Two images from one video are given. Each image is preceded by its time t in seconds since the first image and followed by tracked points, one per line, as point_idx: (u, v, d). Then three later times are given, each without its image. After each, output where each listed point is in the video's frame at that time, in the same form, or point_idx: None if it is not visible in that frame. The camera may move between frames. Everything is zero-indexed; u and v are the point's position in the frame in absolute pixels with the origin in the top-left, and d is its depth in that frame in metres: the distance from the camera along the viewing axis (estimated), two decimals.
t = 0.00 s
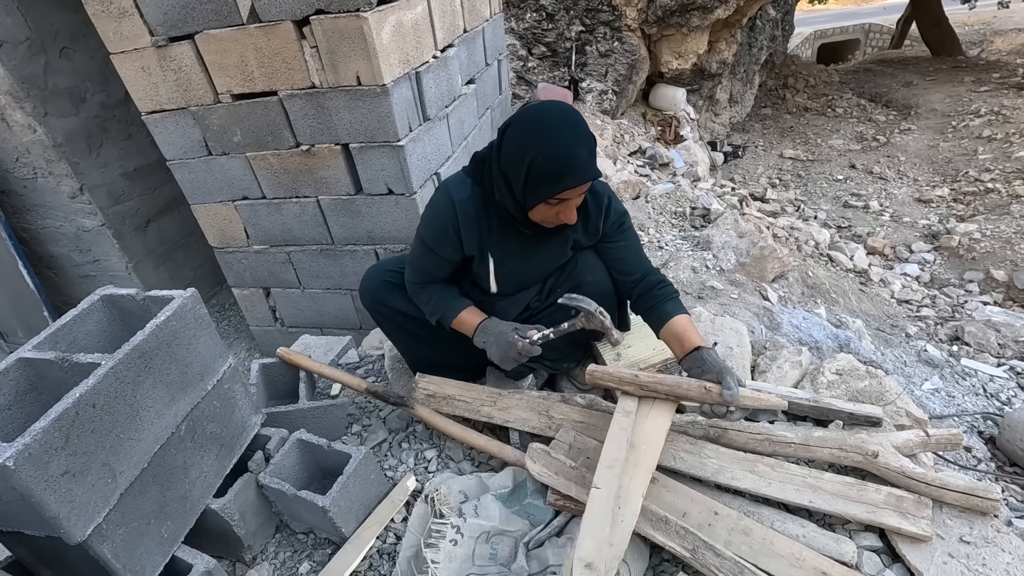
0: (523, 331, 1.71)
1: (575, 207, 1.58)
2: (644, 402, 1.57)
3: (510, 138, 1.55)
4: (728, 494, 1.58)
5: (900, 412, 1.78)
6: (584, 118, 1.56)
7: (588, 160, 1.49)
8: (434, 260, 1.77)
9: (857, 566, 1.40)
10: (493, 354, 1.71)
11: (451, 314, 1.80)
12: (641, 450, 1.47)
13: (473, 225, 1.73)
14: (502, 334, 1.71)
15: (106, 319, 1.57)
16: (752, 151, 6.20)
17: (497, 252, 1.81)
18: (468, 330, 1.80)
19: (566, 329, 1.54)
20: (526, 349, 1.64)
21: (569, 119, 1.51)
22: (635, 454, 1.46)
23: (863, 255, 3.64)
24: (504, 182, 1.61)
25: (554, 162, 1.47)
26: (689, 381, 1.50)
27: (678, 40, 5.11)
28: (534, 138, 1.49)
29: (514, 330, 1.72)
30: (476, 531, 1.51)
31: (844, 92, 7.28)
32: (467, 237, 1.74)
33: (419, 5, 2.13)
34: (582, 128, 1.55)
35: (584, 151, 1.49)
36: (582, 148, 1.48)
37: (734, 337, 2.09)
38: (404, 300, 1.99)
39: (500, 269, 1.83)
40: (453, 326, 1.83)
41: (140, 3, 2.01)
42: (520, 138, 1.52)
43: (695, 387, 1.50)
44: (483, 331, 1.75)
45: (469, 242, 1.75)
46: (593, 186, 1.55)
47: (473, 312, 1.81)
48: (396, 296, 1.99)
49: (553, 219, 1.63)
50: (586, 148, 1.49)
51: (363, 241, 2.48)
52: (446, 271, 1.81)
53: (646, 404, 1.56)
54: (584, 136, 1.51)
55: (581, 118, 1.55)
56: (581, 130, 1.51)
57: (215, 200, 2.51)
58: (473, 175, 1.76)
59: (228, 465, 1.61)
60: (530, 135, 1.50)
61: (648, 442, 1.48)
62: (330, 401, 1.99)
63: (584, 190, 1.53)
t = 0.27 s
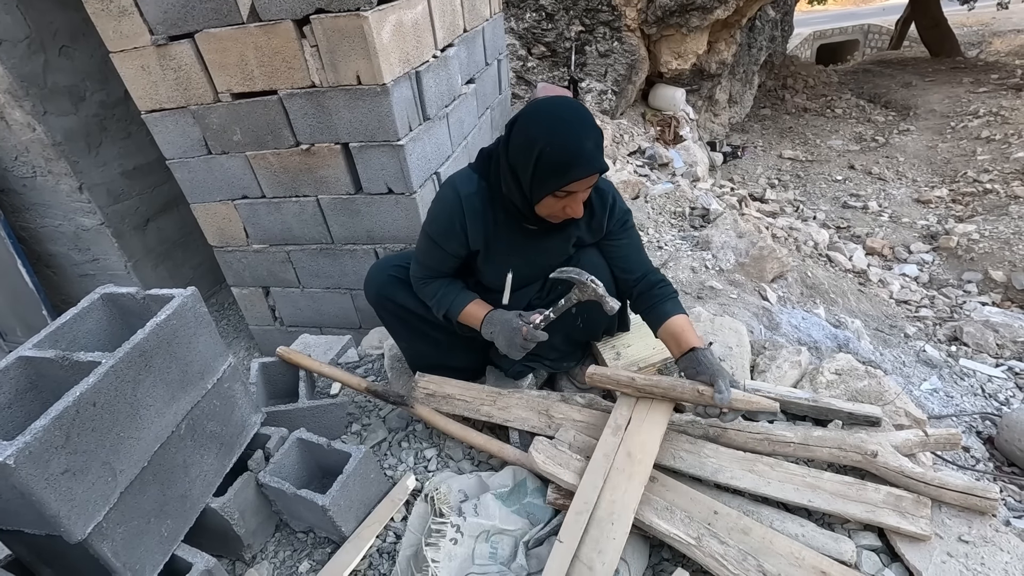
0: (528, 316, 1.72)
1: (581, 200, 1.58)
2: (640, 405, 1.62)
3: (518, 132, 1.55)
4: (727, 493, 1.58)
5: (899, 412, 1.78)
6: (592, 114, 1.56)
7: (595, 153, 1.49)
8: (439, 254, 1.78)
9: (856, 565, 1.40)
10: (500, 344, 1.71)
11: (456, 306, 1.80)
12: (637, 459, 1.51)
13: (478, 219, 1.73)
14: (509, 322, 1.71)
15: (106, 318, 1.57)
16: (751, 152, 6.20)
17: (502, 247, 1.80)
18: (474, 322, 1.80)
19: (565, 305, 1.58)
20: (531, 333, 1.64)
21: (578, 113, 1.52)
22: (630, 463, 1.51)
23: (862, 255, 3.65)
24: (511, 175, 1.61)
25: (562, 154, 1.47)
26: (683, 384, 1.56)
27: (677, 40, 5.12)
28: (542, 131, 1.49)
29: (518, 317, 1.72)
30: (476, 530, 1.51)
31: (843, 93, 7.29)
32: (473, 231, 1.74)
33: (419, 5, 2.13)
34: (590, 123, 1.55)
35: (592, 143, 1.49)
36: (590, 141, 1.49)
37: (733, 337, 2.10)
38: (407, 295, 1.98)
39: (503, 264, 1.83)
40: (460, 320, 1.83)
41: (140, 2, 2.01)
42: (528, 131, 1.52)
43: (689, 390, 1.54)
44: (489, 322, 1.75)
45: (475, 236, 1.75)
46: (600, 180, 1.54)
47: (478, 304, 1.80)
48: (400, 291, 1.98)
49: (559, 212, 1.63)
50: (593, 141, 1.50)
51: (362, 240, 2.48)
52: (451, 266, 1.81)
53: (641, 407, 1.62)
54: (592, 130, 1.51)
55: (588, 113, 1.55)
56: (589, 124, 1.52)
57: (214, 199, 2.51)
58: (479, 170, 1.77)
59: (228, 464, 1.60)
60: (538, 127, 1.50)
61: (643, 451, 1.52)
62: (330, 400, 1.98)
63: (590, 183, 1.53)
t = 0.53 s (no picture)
0: (541, 346, 1.73)
1: (588, 196, 1.59)
2: (640, 400, 1.65)
3: (525, 128, 1.55)
4: (727, 492, 1.58)
5: (899, 411, 1.78)
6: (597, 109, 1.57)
7: (603, 148, 1.50)
8: (444, 254, 1.77)
9: (856, 565, 1.40)
10: (507, 362, 1.74)
11: (464, 315, 1.80)
12: (633, 451, 1.52)
13: (484, 218, 1.73)
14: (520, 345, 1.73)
15: (106, 317, 1.57)
16: (751, 151, 6.20)
17: (507, 245, 1.80)
18: (482, 332, 1.81)
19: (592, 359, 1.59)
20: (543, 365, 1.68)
21: (585, 108, 1.52)
22: (626, 455, 1.51)
23: (862, 255, 3.65)
24: (518, 171, 1.61)
25: (570, 149, 1.48)
26: (683, 376, 1.58)
27: (677, 40, 5.11)
28: (550, 126, 1.50)
29: (531, 343, 1.73)
30: (476, 530, 1.51)
31: (843, 93, 7.29)
32: (479, 230, 1.74)
33: (419, 5, 2.13)
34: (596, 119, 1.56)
35: (600, 138, 1.50)
36: (598, 136, 1.49)
37: (734, 337, 2.10)
38: (411, 294, 1.98)
39: (509, 262, 1.83)
40: (465, 321, 1.81)
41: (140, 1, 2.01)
42: (536, 127, 1.52)
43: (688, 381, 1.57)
44: (498, 337, 1.77)
45: (481, 235, 1.75)
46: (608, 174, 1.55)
47: (487, 315, 1.81)
48: (403, 291, 1.98)
49: (567, 208, 1.64)
50: (601, 136, 1.50)
51: (362, 239, 2.48)
52: (457, 266, 1.80)
53: (641, 402, 1.64)
54: (600, 125, 1.51)
55: (594, 108, 1.55)
56: (595, 119, 1.52)
57: (214, 198, 2.51)
58: (483, 169, 1.77)
59: (228, 464, 1.60)
60: (546, 123, 1.50)
61: (640, 444, 1.53)
62: (330, 400, 1.98)
63: (598, 177, 1.53)
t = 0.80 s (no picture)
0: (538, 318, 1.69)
1: (589, 191, 1.58)
2: (641, 401, 1.64)
3: (526, 124, 1.55)
4: (728, 492, 1.58)
5: (900, 411, 1.78)
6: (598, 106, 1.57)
7: (604, 142, 1.49)
8: (445, 254, 1.77)
9: (857, 565, 1.40)
10: (514, 347, 1.68)
11: (468, 312, 1.78)
12: (637, 452, 1.52)
13: (485, 216, 1.73)
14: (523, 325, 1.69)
15: (106, 317, 1.56)
16: (751, 151, 6.20)
17: (509, 243, 1.80)
18: (486, 327, 1.78)
19: (567, 304, 1.51)
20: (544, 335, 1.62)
21: (585, 103, 1.52)
22: (629, 456, 1.51)
23: (863, 254, 3.64)
24: (519, 168, 1.61)
25: (571, 145, 1.47)
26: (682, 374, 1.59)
27: (678, 39, 5.11)
28: (551, 122, 1.50)
29: (529, 320, 1.69)
30: (477, 529, 1.51)
31: (844, 92, 7.29)
32: (480, 228, 1.73)
33: (420, 4, 2.13)
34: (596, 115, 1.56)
35: (600, 133, 1.49)
36: (599, 131, 1.49)
37: (734, 336, 2.10)
38: (412, 295, 1.98)
39: (510, 260, 1.83)
40: (468, 322, 1.80)
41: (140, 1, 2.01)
42: (537, 123, 1.52)
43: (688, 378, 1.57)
44: (500, 326, 1.73)
45: (482, 233, 1.75)
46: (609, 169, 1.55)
47: (490, 309, 1.79)
48: (405, 291, 1.98)
49: (568, 204, 1.63)
50: (602, 130, 1.50)
51: (363, 239, 2.48)
52: (458, 265, 1.81)
53: (641, 403, 1.63)
54: (600, 121, 1.51)
55: (595, 105, 1.56)
56: (596, 115, 1.52)
57: (214, 198, 2.51)
58: (484, 167, 1.77)
59: (229, 463, 1.60)
60: (547, 119, 1.51)
61: (642, 444, 1.53)
62: (330, 399, 1.98)
63: (599, 173, 1.53)
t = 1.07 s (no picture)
0: (550, 341, 1.72)
1: (588, 190, 1.58)
2: (640, 400, 1.65)
3: (525, 124, 1.56)
4: (728, 493, 1.58)
5: (901, 412, 1.78)
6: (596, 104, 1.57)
7: (603, 142, 1.49)
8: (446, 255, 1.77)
9: (858, 566, 1.40)
10: (520, 362, 1.71)
11: (474, 317, 1.79)
12: (638, 454, 1.51)
13: (486, 217, 1.73)
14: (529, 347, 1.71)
15: (107, 316, 1.56)
16: (752, 151, 6.20)
17: (509, 242, 1.80)
18: (491, 334, 1.80)
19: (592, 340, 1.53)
20: (554, 360, 1.66)
21: (583, 102, 1.52)
22: (630, 458, 1.51)
23: (863, 254, 3.64)
24: (518, 167, 1.61)
25: (570, 144, 1.47)
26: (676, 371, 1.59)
27: (678, 39, 5.11)
28: (550, 122, 1.50)
29: (541, 340, 1.72)
30: (477, 530, 1.51)
31: (845, 92, 7.28)
32: (480, 228, 1.74)
33: (420, 3, 2.13)
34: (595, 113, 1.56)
35: (599, 132, 1.49)
36: (597, 129, 1.49)
37: (735, 337, 2.09)
38: (413, 295, 1.98)
39: (511, 259, 1.83)
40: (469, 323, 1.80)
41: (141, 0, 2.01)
42: (535, 122, 1.52)
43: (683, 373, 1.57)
44: (506, 337, 1.75)
45: (482, 233, 1.75)
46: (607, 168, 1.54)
47: (496, 316, 1.80)
48: (405, 292, 1.98)
49: (568, 203, 1.63)
50: (601, 129, 1.50)
51: (363, 239, 2.48)
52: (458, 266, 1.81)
53: (641, 402, 1.65)
54: (598, 120, 1.51)
55: (593, 103, 1.55)
56: (594, 113, 1.52)
57: (214, 198, 2.51)
58: (484, 167, 1.77)
59: (229, 463, 1.60)
60: (545, 118, 1.50)
61: (643, 446, 1.52)
62: (331, 399, 1.98)
63: (598, 171, 1.53)
